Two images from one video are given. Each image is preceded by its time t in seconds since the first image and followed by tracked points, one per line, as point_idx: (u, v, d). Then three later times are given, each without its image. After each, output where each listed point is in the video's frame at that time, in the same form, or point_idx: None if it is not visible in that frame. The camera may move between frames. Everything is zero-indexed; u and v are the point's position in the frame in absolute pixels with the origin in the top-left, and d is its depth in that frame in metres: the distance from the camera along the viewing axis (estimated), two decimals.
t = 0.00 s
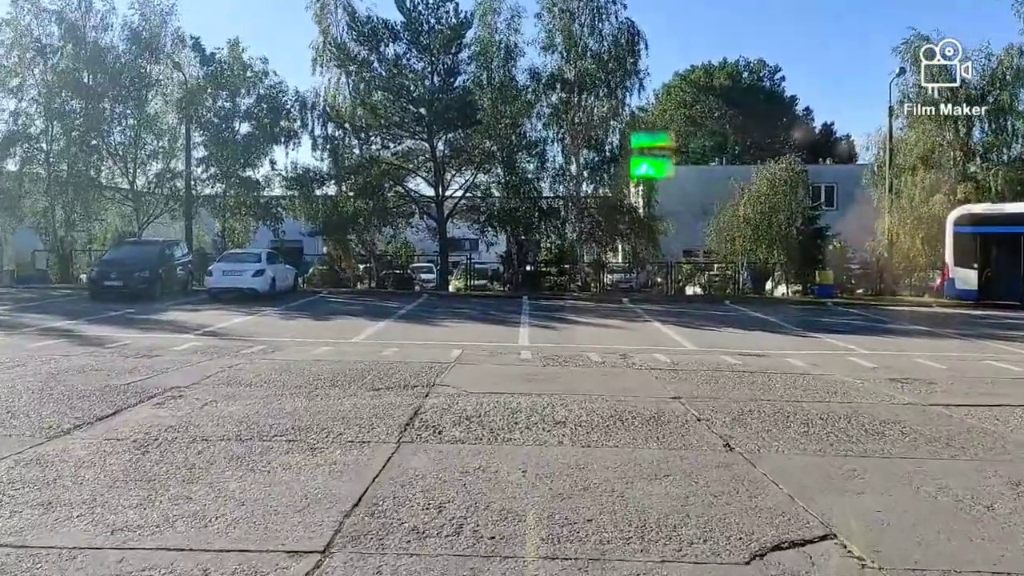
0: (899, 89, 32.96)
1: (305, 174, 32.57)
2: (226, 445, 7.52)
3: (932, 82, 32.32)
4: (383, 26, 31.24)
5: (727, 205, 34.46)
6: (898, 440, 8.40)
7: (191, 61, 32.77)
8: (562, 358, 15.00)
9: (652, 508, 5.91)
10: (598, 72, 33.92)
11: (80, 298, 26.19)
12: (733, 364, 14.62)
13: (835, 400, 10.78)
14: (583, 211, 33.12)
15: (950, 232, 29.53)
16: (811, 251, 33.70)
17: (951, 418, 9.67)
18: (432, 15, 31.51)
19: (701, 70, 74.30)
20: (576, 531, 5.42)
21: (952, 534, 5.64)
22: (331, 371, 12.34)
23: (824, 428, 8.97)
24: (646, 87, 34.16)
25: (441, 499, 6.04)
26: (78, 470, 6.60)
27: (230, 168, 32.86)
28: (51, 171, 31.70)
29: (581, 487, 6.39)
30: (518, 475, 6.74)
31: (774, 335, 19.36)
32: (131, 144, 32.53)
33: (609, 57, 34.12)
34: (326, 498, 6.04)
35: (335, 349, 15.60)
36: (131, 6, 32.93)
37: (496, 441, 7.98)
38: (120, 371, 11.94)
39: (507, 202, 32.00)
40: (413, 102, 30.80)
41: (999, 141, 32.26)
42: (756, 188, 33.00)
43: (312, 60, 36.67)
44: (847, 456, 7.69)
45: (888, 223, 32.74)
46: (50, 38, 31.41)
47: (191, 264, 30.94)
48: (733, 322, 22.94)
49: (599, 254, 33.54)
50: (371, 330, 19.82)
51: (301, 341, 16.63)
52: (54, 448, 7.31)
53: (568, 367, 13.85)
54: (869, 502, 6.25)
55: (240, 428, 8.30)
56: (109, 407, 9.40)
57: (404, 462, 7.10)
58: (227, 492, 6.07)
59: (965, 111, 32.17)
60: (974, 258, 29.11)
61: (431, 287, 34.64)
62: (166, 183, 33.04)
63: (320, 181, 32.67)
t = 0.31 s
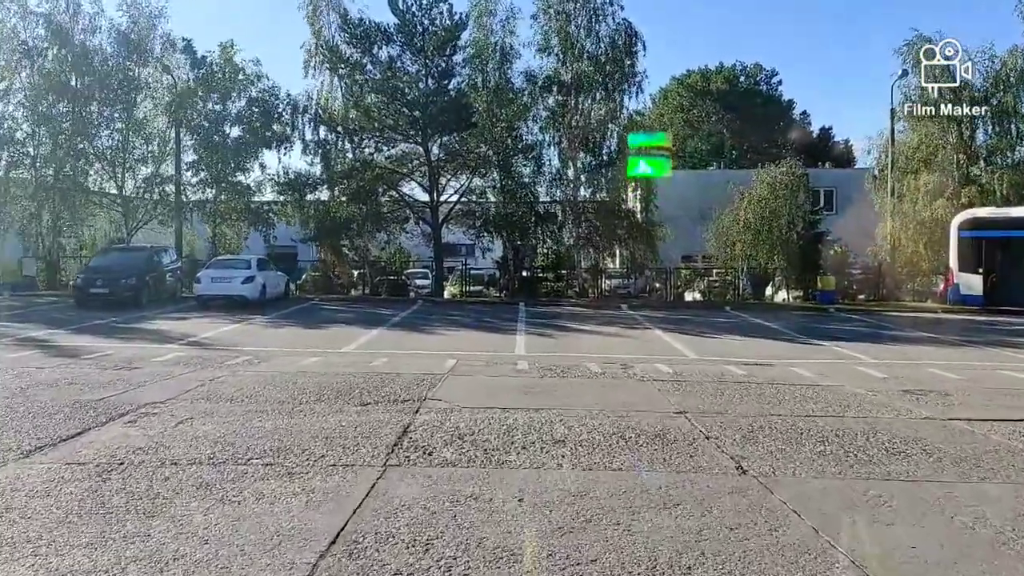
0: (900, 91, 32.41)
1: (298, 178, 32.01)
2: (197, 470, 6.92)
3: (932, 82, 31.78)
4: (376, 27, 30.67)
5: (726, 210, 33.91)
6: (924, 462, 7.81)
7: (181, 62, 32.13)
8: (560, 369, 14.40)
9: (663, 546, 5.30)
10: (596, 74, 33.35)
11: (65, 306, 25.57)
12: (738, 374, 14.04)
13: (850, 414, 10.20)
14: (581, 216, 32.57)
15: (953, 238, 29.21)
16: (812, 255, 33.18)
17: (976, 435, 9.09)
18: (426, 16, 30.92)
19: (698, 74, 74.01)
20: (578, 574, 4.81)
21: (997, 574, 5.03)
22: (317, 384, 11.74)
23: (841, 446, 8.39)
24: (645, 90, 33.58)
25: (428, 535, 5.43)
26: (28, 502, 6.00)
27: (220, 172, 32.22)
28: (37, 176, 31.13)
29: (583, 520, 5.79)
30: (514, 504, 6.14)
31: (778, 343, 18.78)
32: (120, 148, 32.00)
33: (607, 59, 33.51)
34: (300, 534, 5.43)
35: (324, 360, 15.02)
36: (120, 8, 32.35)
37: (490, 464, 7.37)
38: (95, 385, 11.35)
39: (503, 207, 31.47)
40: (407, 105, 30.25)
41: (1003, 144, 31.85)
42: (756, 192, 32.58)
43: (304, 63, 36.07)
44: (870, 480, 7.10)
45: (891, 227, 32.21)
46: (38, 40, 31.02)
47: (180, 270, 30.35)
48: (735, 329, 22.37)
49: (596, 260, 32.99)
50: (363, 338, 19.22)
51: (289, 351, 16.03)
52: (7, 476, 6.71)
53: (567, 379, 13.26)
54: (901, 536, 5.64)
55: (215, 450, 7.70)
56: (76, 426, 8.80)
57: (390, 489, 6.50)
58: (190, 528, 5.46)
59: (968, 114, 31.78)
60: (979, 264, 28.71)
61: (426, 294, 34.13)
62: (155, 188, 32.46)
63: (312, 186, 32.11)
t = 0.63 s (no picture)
0: (900, 94, 32.09)
1: (290, 184, 31.47)
2: (163, 499, 6.37)
3: (935, 84, 31.28)
4: (369, 31, 30.14)
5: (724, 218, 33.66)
6: (947, 484, 7.29)
7: (170, 66, 31.64)
8: (557, 380, 13.88)
9: None
10: (591, 79, 32.96)
11: (50, 315, 24.95)
12: (742, 386, 13.52)
13: (862, 429, 9.68)
14: (577, 222, 32.01)
15: (955, 246, 28.79)
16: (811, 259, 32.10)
17: (998, 452, 8.59)
18: (419, 19, 30.35)
19: (694, 80, 73.71)
20: None
21: None
22: (303, 399, 11.21)
23: (857, 466, 7.88)
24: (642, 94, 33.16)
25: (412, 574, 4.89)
26: None
27: (211, 177, 31.75)
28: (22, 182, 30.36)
29: (586, 554, 5.28)
30: (507, 537, 5.60)
31: (780, 352, 18.29)
32: (108, 153, 31.35)
33: (603, 63, 33.11)
34: (270, 573, 4.90)
35: (312, 371, 14.48)
36: (108, 11, 31.74)
37: (482, 488, 6.84)
38: (69, 400, 10.80)
39: (499, 212, 30.98)
40: (400, 109, 29.75)
41: (1006, 148, 32.10)
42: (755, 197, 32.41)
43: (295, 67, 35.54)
44: (891, 508, 6.59)
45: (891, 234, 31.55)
46: (25, 43, 30.21)
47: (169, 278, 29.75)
48: (735, 338, 21.86)
49: (592, 266, 32.51)
50: (353, 347, 18.67)
51: (276, 362, 15.47)
52: None
53: (564, 391, 12.73)
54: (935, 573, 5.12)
55: (186, 474, 7.15)
56: (41, 446, 8.25)
57: (373, 519, 5.96)
58: (148, 569, 4.91)
59: (969, 118, 31.74)
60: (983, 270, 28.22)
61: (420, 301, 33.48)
62: (144, 194, 31.83)
63: (303, 192, 31.61)
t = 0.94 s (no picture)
0: (901, 95, 31.67)
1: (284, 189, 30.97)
2: (128, 529, 5.86)
3: (937, 85, 30.93)
4: (363, 33, 29.62)
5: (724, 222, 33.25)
6: (976, 509, 6.79)
7: (161, 69, 31.32)
8: (555, 391, 13.35)
9: None
10: (588, 82, 32.46)
11: (35, 323, 24.34)
12: (747, 397, 13.01)
13: (877, 445, 9.18)
14: (574, 227, 31.60)
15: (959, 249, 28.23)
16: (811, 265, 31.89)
17: None
18: (413, 20, 29.84)
19: (691, 84, 73.27)
20: None
21: None
22: (288, 413, 10.66)
23: (877, 489, 7.36)
24: (641, 97, 32.57)
25: None
26: None
27: (203, 182, 31.56)
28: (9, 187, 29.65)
29: None
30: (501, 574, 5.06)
31: (784, 361, 17.79)
32: (98, 157, 30.73)
33: (601, 65, 32.57)
34: None
35: (301, 382, 13.94)
36: (98, 13, 31.22)
37: (476, 515, 6.33)
38: (42, 415, 10.25)
39: (496, 217, 30.40)
40: (394, 112, 29.26)
41: (1009, 151, 31.40)
42: (756, 202, 31.74)
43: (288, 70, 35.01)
44: (918, 536, 6.09)
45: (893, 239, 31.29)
46: (14, 45, 29.17)
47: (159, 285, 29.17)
48: (737, 345, 21.31)
49: (590, 272, 32.06)
50: (344, 356, 18.13)
51: (264, 372, 14.90)
52: None
53: (562, 403, 12.21)
54: None
55: (156, 499, 6.63)
56: (4, 466, 7.71)
57: (355, 551, 5.45)
58: None
59: (972, 119, 31.13)
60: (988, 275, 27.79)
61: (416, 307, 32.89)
62: (134, 199, 31.31)
63: (296, 197, 31.26)
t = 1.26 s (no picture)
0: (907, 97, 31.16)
1: (279, 192, 30.30)
2: (84, 566, 5.30)
3: (942, 85, 30.34)
4: (359, 34, 29.06)
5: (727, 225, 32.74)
6: (1017, 540, 6.20)
7: (153, 69, 30.79)
8: (556, 402, 12.78)
9: None
10: (589, 83, 31.94)
11: (22, 329, 23.77)
12: (757, 409, 12.43)
13: (899, 464, 8.60)
14: (575, 231, 31.00)
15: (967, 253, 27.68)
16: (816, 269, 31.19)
17: None
18: (411, 20, 29.28)
19: (692, 87, 72.74)
20: None
21: None
22: (274, 427, 10.11)
23: (905, 515, 6.80)
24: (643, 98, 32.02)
25: None
26: None
27: (197, 186, 30.92)
28: None
29: None
30: None
31: (793, 369, 17.20)
32: (90, 160, 30.22)
33: (602, 66, 32.02)
34: None
35: (291, 392, 13.38)
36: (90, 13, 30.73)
37: (469, 548, 5.75)
38: (13, 430, 9.69)
39: (494, 220, 29.91)
40: (391, 113, 28.74)
41: (1019, 153, 30.67)
42: (760, 204, 31.13)
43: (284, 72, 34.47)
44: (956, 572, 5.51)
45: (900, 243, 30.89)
46: (5, 47, 28.70)
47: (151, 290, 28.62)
48: (742, 352, 20.75)
49: (591, 276, 31.51)
50: (338, 364, 17.55)
51: (253, 382, 14.34)
52: None
53: (564, 416, 11.64)
54: None
55: (120, 530, 6.06)
56: None
57: None
58: None
59: (978, 120, 30.40)
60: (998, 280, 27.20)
61: (413, 312, 32.32)
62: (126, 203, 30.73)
63: (292, 200, 30.57)
